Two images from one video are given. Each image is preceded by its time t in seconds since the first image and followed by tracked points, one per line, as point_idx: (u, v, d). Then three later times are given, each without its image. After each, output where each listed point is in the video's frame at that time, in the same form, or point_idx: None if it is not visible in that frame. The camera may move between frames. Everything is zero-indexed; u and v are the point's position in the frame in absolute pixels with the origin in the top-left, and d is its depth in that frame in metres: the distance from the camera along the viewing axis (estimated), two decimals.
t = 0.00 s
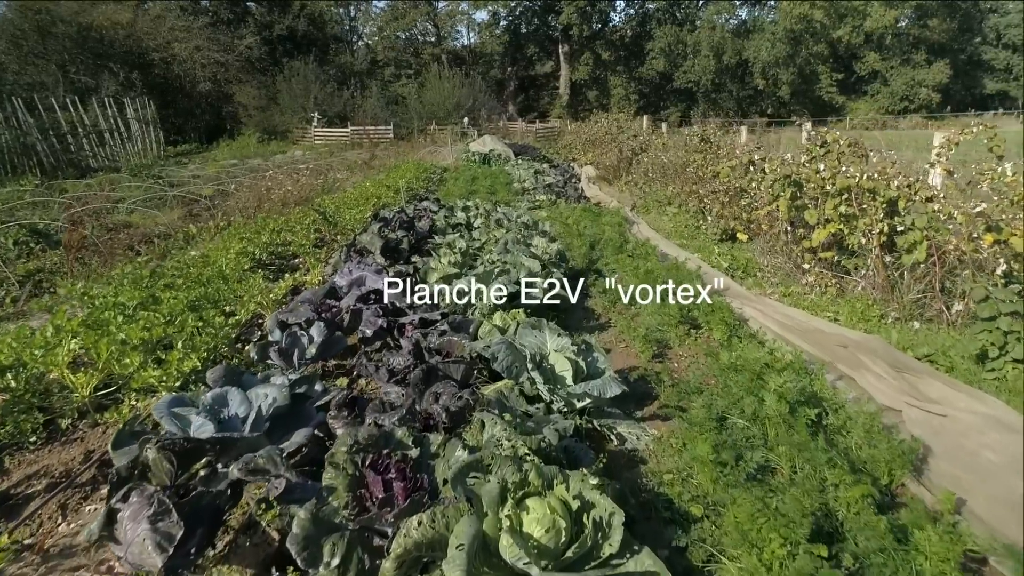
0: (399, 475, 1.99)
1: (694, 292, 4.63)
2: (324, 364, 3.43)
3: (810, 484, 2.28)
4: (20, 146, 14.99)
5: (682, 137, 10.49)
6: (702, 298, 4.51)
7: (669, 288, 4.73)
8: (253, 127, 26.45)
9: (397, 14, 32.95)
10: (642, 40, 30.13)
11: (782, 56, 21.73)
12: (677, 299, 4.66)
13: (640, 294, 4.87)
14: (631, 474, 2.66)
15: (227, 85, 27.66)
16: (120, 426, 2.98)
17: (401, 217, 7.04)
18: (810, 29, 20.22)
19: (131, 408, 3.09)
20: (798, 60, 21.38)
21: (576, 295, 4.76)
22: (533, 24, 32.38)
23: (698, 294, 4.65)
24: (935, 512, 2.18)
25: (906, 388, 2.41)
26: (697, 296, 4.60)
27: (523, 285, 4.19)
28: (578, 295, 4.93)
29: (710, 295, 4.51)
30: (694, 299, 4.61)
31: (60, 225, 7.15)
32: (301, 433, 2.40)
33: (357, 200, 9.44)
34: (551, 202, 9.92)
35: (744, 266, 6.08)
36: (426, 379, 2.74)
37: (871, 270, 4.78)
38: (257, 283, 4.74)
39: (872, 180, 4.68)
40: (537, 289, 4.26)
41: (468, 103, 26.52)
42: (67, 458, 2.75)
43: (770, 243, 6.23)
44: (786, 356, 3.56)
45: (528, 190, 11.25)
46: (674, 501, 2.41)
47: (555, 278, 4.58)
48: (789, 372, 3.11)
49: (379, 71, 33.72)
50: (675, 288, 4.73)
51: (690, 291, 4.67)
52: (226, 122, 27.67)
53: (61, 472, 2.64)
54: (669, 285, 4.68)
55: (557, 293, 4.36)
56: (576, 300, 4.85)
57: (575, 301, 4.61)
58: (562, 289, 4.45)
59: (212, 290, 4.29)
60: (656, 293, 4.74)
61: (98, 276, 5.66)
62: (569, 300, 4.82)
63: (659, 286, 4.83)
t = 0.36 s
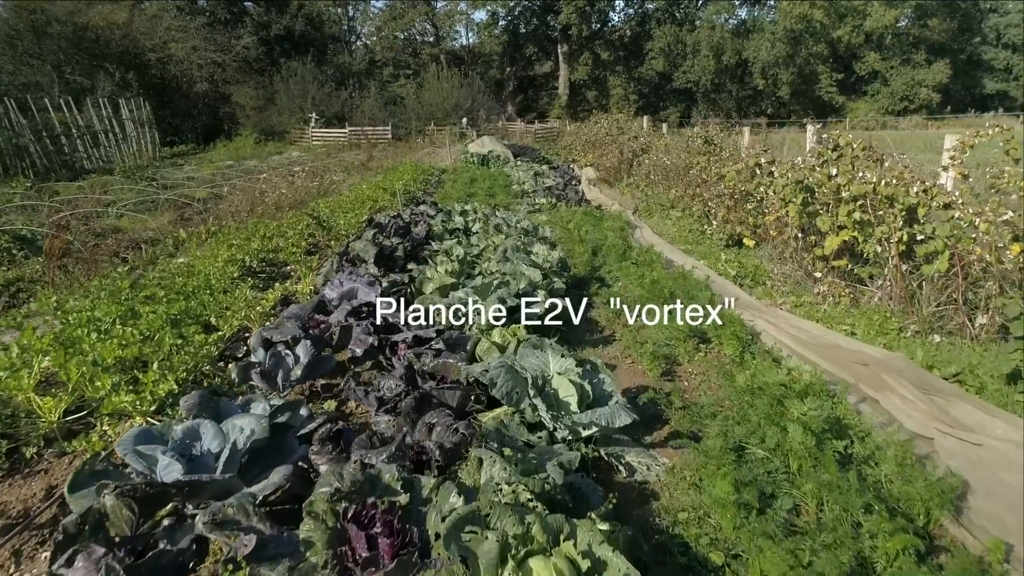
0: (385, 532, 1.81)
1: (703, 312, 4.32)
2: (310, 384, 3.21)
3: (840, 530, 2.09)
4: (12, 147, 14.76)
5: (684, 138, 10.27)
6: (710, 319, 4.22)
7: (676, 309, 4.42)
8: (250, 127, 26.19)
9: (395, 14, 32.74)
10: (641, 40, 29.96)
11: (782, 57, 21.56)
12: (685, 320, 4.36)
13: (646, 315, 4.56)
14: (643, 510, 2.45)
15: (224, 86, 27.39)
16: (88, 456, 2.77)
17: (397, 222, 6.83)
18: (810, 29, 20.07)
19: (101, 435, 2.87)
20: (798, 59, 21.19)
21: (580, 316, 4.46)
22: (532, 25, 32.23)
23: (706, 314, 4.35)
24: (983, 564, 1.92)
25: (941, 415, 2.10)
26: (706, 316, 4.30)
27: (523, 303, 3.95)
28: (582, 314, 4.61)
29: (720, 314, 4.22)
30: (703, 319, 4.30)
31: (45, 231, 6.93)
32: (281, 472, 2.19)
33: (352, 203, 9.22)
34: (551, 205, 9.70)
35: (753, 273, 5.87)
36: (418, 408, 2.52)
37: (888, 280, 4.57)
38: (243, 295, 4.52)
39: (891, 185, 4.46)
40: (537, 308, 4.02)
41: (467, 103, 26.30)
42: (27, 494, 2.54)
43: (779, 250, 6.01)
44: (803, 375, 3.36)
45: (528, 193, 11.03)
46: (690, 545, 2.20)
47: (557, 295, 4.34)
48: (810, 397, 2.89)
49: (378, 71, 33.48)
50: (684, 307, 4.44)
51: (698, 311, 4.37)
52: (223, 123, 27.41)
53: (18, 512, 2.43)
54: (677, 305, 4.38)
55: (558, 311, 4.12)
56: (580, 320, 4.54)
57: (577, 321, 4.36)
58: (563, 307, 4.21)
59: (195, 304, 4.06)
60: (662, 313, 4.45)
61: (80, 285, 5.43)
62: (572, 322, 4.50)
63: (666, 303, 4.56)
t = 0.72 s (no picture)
0: None
1: (713, 333, 3.96)
2: (298, 407, 3.00)
3: None
4: (9, 149, 14.55)
5: (690, 140, 10.03)
6: (719, 341, 3.89)
7: (685, 330, 4.04)
8: (250, 128, 25.99)
9: (396, 13, 32.52)
10: (643, 40, 29.80)
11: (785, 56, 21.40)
12: (693, 341, 4.00)
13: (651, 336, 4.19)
14: (661, 554, 2.23)
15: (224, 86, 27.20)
16: (56, 489, 2.56)
17: (396, 227, 6.64)
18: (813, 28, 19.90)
19: (71, 466, 2.65)
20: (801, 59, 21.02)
21: (583, 338, 4.11)
22: (533, 24, 32.10)
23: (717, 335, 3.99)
24: None
25: (979, 442, 1.66)
26: (715, 338, 3.95)
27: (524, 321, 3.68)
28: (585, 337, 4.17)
29: (730, 335, 3.89)
30: (712, 341, 3.94)
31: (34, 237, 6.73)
32: (262, 517, 1.97)
33: (350, 207, 9.01)
34: (553, 208, 9.47)
35: (765, 281, 5.65)
36: (415, 442, 2.31)
37: (911, 291, 4.35)
38: (234, 305, 4.30)
39: (916, 193, 4.23)
40: (537, 327, 3.72)
41: (468, 103, 26.08)
42: None
43: (793, 257, 5.81)
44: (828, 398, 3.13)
45: (530, 196, 10.80)
46: None
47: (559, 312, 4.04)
48: (839, 426, 2.66)
49: (379, 71, 33.26)
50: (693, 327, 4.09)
51: (707, 332, 4.00)
52: (223, 123, 27.22)
53: None
54: (686, 327, 4.01)
55: (560, 330, 3.82)
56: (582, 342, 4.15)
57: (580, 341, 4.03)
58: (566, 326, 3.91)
59: (181, 317, 3.85)
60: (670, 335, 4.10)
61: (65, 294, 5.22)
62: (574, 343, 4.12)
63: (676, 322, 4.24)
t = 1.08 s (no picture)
0: None
1: (722, 354, 3.74)
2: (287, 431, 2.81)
3: None
4: (6, 150, 14.35)
5: (697, 141, 9.80)
6: (728, 363, 3.67)
7: (692, 351, 3.80)
8: (251, 129, 25.82)
9: (398, 13, 32.36)
10: (646, 40, 29.75)
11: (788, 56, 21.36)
12: (701, 363, 3.78)
13: (658, 357, 3.94)
14: None
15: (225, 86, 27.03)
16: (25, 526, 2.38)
17: (397, 231, 6.45)
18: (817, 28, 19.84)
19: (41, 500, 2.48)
20: (805, 59, 20.91)
21: (586, 358, 3.84)
22: (536, 24, 32.08)
23: (726, 355, 3.76)
24: None
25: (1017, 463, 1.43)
26: (725, 359, 3.73)
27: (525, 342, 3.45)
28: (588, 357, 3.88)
29: (740, 356, 3.67)
30: (721, 363, 3.72)
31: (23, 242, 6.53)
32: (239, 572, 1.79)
33: (350, 210, 8.82)
34: (558, 211, 9.26)
35: (782, 289, 5.43)
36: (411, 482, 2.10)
37: (937, 302, 4.13)
38: (223, 318, 4.11)
39: (944, 200, 3.98)
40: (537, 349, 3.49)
41: (470, 103, 25.90)
42: None
43: (807, 264, 5.60)
44: (855, 422, 2.92)
45: (534, 198, 10.60)
46: None
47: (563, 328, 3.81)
48: (873, 457, 2.44)
49: (380, 71, 33.08)
50: (701, 347, 3.88)
51: (717, 352, 3.78)
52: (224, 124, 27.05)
53: None
54: (693, 349, 3.77)
55: (561, 351, 3.57)
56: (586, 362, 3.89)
57: (583, 363, 3.77)
58: (568, 346, 3.66)
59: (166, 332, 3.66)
60: (678, 356, 3.88)
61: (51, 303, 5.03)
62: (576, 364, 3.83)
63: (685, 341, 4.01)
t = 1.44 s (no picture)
0: None
1: (733, 374, 3.52)
2: (272, 457, 2.61)
3: None
4: (3, 150, 14.19)
5: (702, 142, 9.59)
6: (739, 384, 3.45)
7: (701, 372, 3.57)
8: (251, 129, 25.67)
9: (400, 12, 32.17)
10: (648, 40, 29.63)
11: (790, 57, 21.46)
12: (711, 384, 3.55)
13: (666, 377, 3.69)
14: None
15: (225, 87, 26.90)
16: None
17: (396, 235, 6.26)
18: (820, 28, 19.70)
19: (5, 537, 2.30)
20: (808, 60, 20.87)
21: (590, 380, 3.58)
22: (538, 24, 32.01)
23: (737, 376, 3.55)
24: None
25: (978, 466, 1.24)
26: (736, 380, 3.51)
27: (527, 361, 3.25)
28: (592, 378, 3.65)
29: (752, 377, 3.47)
30: (732, 384, 3.50)
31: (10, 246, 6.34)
32: None
33: (348, 213, 8.64)
34: (560, 214, 9.05)
35: (795, 298, 5.23)
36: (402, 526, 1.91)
37: (963, 314, 3.92)
38: (211, 330, 3.93)
39: (973, 207, 3.74)
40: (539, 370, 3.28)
41: (472, 103, 25.69)
42: None
43: (821, 271, 5.39)
44: (883, 447, 2.71)
45: (537, 200, 10.39)
46: None
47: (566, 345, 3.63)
48: (909, 491, 2.22)
49: (381, 71, 32.90)
50: (710, 367, 3.65)
51: (727, 373, 3.56)
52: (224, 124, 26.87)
53: None
54: (702, 369, 3.54)
55: (565, 372, 3.37)
56: (590, 383, 3.65)
57: (586, 384, 3.53)
58: (571, 366, 3.45)
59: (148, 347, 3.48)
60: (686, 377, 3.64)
61: (36, 312, 4.86)
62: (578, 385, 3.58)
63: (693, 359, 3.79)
